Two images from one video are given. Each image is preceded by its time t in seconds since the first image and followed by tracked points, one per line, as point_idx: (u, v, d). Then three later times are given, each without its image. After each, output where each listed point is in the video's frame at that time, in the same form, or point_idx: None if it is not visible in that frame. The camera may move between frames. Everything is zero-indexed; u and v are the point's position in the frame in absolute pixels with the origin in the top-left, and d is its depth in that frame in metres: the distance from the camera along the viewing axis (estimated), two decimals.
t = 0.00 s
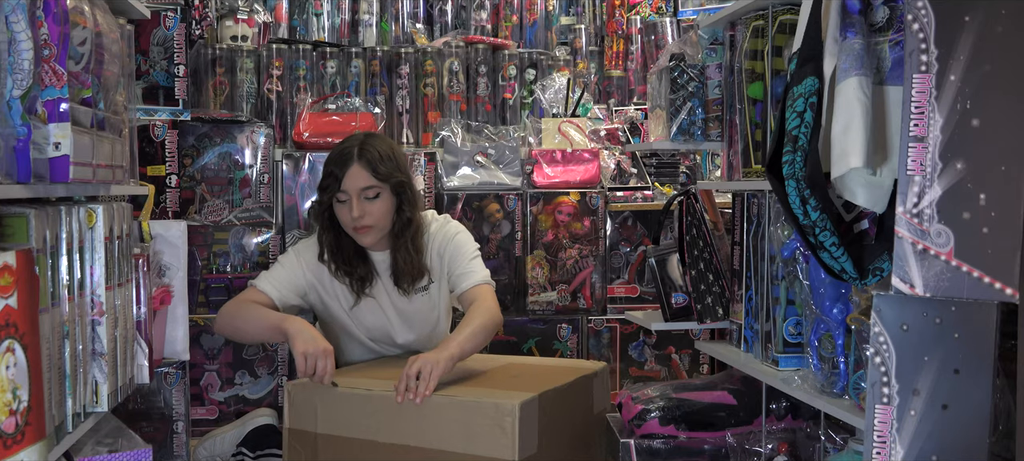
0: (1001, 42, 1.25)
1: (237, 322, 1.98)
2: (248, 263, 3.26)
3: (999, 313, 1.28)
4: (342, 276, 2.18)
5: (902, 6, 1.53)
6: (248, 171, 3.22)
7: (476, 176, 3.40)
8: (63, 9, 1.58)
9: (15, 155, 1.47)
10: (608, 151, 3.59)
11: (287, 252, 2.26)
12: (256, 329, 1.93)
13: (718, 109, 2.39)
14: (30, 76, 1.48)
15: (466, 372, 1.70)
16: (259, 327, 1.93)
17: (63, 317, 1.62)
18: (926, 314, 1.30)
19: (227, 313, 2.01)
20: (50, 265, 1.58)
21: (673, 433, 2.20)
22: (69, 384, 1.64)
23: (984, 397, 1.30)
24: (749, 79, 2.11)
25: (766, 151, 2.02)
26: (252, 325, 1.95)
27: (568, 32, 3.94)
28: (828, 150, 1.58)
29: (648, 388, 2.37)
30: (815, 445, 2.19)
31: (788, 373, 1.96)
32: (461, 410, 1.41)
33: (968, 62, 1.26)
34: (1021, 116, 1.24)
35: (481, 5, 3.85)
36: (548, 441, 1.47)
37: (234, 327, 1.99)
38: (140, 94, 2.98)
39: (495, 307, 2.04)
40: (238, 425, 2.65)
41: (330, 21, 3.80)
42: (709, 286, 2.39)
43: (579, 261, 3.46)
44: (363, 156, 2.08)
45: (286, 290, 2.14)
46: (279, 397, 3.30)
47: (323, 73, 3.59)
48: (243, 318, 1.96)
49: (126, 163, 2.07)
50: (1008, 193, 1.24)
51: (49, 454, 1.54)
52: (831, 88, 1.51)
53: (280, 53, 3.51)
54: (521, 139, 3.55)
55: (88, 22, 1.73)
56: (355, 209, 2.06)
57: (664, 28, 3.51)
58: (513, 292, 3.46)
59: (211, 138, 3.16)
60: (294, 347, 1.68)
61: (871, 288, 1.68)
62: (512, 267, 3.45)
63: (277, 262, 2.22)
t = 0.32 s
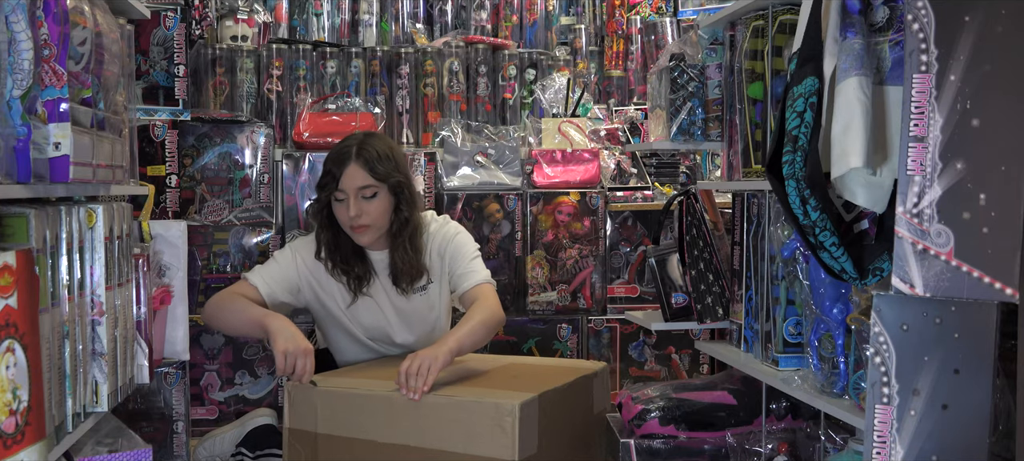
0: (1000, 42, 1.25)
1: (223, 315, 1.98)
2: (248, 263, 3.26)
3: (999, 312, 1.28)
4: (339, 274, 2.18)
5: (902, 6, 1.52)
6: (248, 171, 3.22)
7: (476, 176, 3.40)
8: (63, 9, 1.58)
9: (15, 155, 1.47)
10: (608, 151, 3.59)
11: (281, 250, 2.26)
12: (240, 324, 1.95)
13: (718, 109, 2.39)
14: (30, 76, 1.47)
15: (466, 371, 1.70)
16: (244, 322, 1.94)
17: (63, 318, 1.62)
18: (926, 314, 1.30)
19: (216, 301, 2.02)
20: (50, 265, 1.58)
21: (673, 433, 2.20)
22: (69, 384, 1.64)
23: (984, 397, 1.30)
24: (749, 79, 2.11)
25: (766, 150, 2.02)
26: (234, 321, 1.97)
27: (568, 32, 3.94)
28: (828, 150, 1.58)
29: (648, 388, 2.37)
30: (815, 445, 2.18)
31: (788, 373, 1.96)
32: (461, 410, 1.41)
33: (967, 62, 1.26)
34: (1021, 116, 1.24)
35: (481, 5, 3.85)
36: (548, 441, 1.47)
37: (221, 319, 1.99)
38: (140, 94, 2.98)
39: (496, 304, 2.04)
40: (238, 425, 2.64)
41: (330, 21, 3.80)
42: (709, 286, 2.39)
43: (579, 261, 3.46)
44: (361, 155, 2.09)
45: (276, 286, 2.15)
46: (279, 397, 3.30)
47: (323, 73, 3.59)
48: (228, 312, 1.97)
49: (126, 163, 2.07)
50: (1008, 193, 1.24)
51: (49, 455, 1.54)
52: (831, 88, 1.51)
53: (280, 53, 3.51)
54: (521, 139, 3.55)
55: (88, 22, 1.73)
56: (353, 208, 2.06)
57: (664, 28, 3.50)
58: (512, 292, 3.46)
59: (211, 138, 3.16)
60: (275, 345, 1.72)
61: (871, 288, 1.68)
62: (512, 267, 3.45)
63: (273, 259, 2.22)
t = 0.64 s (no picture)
0: (1001, 42, 1.25)
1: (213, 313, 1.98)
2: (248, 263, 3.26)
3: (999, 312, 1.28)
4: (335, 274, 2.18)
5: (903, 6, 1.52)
6: (248, 172, 3.22)
7: (476, 176, 3.40)
8: (63, 9, 1.57)
9: (15, 155, 1.47)
10: (608, 151, 3.59)
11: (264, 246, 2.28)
12: (227, 323, 1.96)
13: (718, 109, 2.40)
14: (30, 76, 1.47)
15: (466, 371, 1.69)
16: (230, 320, 1.96)
17: (63, 317, 1.62)
18: (926, 314, 1.30)
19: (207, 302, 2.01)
20: (50, 265, 1.58)
21: (673, 433, 2.20)
22: (69, 384, 1.64)
23: (984, 396, 1.30)
24: (749, 79, 2.11)
25: (766, 150, 2.02)
26: (223, 319, 1.97)
27: (568, 32, 3.94)
28: (828, 150, 1.58)
29: (648, 388, 2.37)
30: (815, 445, 2.18)
31: (788, 373, 1.96)
32: (461, 409, 1.41)
33: (968, 61, 1.26)
34: (1021, 116, 1.24)
35: (481, 5, 3.85)
36: (548, 441, 1.47)
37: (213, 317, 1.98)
38: (140, 94, 2.98)
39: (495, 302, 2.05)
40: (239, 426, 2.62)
41: (330, 21, 3.80)
42: (709, 286, 2.39)
43: (579, 261, 3.46)
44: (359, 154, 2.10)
45: (266, 286, 2.15)
46: (279, 398, 3.31)
47: (323, 73, 3.59)
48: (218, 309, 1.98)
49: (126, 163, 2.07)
50: (1008, 193, 1.24)
51: (49, 455, 1.54)
52: (831, 88, 1.51)
53: (280, 53, 3.51)
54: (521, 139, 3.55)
55: (88, 22, 1.73)
56: (350, 207, 2.08)
57: (664, 28, 3.50)
58: (512, 292, 3.47)
59: (211, 138, 3.16)
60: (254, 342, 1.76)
61: (872, 288, 1.68)
62: (512, 267, 3.45)
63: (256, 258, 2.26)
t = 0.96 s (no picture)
0: (1000, 42, 1.25)
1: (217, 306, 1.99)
2: (248, 263, 3.26)
3: (1000, 312, 1.28)
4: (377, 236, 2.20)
5: (902, 6, 1.53)
6: (248, 171, 3.21)
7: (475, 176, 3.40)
8: (63, 9, 1.57)
9: (15, 155, 1.47)
10: (608, 151, 3.57)
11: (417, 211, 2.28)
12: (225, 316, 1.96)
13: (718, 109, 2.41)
14: (30, 76, 1.47)
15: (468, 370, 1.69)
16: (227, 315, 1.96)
17: (63, 317, 1.62)
18: (926, 314, 1.30)
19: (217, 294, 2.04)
20: (50, 265, 1.58)
21: (673, 433, 2.20)
22: (69, 384, 1.64)
23: (983, 396, 1.30)
24: (749, 79, 2.10)
25: (766, 150, 2.01)
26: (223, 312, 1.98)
27: (568, 32, 3.94)
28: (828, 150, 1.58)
29: (648, 388, 2.38)
30: (816, 445, 2.20)
31: (788, 373, 1.96)
32: (464, 409, 1.41)
33: (967, 61, 1.26)
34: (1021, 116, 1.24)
35: (481, 5, 3.84)
36: (549, 441, 1.47)
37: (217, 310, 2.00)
38: (139, 94, 3.00)
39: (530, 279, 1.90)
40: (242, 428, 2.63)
41: (330, 21, 3.80)
42: (709, 286, 2.39)
43: (579, 261, 3.45)
44: (466, 114, 1.94)
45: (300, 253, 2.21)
46: (279, 398, 3.31)
47: (323, 73, 3.58)
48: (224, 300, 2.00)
49: (126, 163, 2.07)
50: (1009, 193, 1.24)
51: (49, 455, 1.54)
52: (831, 88, 1.51)
53: (280, 53, 3.51)
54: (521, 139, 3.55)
55: (88, 22, 1.73)
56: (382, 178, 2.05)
57: (664, 28, 3.50)
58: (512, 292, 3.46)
59: (211, 138, 3.16)
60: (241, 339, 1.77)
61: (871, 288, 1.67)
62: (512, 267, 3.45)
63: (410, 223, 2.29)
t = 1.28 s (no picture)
0: (1001, 42, 1.25)
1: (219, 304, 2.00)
2: (248, 263, 3.26)
3: (1000, 312, 1.28)
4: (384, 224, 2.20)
5: (902, 6, 1.53)
6: (248, 171, 3.21)
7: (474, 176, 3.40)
8: (63, 9, 1.57)
9: (15, 155, 1.48)
10: (608, 151, 3.57)
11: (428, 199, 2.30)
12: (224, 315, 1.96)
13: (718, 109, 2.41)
14: (30, 76, 1.47)
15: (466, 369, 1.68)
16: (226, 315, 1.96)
17: (63, 317, 1.62)
18: (926, 314, 1.30)
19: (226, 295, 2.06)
20: (50, 265, 1.58)
21: (673, 433, 2.20)
22: (69, 384, 1.64)
23: (983, 396, 1.29)
24: (749, 79, 2.10)
25: (765, 150, 2.01)
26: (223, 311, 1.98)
27: (568, 32, 3.94)
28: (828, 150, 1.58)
29: (648, 388, 2.38)
30: (816, 445, 2.19)
31: (788, 373, 1.96)
32: (465, 408, 1.40)
33: (967, 61, 1.26)
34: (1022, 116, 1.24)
35: (481, 5, 3.84)
36: (550, 440, 1.47)
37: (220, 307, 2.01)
38: (139, 94, 3.00)
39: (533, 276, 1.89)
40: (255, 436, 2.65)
41: (330, 21, 3.80)
42: (709, 286, 2.39)
43: (579, 261, 3.45)
44: (473, 105, 1.94)
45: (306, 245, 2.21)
46: (279, 398, 3.31)
47: (323, 73, 3.58)
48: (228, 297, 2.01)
49: (126, 163, 2.07)
50: (1009, 193, 1.24)
51: (49, 455, 1.54)
52: (832, 88, 1.51)
53: (280, 53, 3.51)
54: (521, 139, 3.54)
55: (88, 22, 1.73)
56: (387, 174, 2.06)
57: (664, 28, 3.50)
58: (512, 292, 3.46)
59: (211, 138, 3.16)
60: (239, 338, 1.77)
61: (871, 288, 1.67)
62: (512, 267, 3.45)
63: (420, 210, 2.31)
